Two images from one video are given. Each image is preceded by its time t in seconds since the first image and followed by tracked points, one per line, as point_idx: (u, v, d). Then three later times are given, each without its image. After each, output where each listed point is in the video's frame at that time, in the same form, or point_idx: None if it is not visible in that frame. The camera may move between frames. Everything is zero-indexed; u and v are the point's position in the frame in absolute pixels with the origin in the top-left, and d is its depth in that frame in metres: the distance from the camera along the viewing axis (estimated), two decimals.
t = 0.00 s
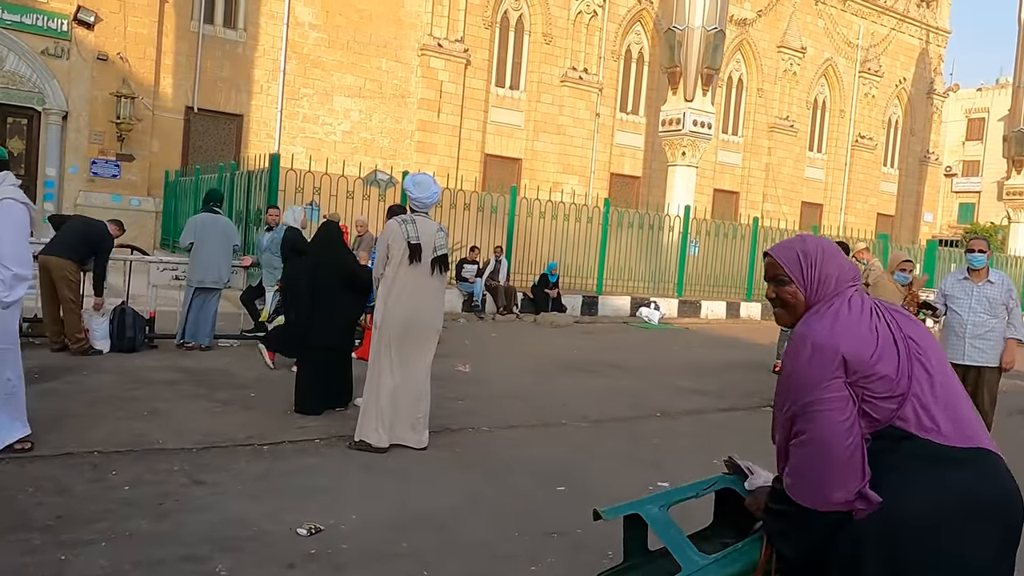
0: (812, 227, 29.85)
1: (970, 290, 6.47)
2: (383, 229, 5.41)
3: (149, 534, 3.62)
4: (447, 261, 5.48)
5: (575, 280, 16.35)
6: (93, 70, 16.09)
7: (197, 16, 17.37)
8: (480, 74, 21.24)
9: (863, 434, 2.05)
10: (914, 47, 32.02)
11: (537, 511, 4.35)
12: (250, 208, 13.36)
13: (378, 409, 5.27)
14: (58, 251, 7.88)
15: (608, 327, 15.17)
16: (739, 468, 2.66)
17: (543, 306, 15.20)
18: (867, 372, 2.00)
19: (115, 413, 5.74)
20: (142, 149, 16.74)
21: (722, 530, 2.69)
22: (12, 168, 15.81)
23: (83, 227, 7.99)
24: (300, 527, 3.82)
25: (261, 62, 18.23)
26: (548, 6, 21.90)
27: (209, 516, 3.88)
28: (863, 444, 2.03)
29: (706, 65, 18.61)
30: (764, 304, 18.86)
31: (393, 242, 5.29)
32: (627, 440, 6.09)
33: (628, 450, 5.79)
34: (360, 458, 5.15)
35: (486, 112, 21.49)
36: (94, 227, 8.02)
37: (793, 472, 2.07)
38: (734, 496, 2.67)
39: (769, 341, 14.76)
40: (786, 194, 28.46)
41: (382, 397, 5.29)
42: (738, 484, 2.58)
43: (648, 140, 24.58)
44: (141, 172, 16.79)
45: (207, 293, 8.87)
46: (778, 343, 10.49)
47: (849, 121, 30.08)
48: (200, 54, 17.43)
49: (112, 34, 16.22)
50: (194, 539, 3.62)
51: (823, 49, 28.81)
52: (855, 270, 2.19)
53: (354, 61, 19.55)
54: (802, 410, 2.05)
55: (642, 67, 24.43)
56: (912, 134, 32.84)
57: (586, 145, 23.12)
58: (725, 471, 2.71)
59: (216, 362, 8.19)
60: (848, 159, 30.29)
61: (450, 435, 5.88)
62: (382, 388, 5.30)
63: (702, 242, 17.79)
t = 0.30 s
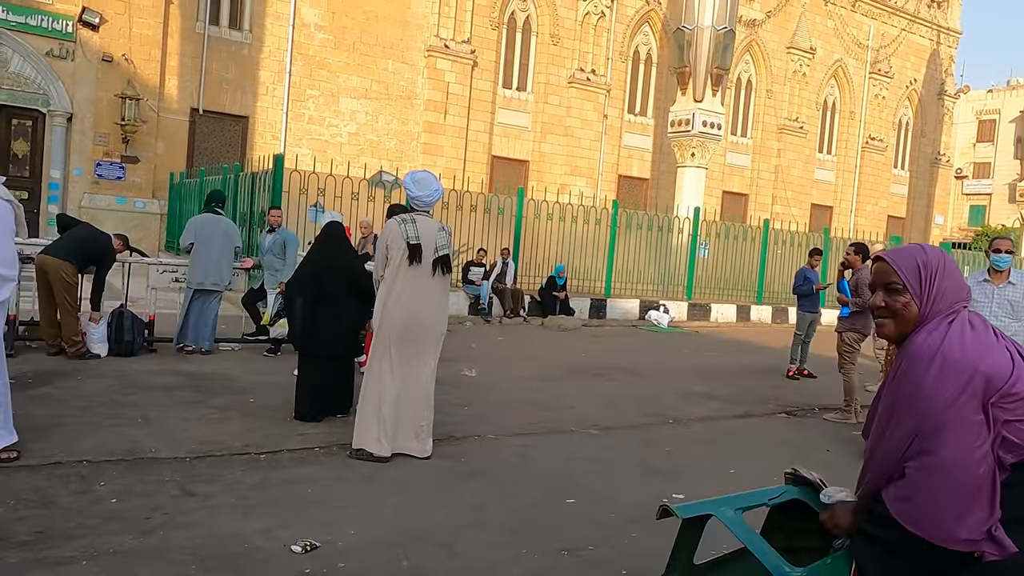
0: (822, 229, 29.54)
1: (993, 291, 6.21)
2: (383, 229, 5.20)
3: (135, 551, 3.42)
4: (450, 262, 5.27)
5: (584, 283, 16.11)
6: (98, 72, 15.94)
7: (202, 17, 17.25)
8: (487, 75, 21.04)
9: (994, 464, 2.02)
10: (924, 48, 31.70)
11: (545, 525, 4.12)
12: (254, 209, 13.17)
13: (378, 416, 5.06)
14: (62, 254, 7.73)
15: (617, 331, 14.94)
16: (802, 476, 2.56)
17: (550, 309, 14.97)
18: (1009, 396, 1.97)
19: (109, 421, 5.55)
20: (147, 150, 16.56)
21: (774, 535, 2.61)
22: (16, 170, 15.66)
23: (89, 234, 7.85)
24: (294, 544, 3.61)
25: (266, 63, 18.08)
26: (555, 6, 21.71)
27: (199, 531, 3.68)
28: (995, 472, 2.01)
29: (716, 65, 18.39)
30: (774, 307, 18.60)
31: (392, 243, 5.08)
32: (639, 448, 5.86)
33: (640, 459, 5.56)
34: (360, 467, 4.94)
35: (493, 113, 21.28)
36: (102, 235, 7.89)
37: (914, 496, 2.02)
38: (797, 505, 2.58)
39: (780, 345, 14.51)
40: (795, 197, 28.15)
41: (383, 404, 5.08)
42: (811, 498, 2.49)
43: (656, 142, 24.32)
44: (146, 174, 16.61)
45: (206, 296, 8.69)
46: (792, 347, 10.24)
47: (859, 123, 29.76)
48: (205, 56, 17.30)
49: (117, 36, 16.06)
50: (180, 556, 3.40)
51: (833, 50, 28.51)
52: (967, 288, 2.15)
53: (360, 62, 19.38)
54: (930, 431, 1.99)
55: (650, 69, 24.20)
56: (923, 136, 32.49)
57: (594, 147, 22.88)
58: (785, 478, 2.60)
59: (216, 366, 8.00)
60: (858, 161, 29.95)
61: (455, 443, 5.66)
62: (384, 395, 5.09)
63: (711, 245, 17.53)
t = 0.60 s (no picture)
0: (839, 235, 29.12)
1: None
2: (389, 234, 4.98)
3: None
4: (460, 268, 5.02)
5: (598, 289, 15.82)
6: (109, 76, 15.81)
7: (214, 21, 17.14)
8: (500, 79, 20.83)
9: None
10: (942, 51, 31.26)
11: (562, 551, 3.85)
12: (264, 214, 12.98)
13: (387, 430, 4.82)
14: (65, 257, 7.53)
15: (632, 338, 14.65)
16: (904, 497, 2.26)
17: (564, 316, 14.70)
18: None
19: (107, 434, 5.33)
20: (157, 155, 16.42)
21: (879, 571, 2.19)
22: (27, 175, 15.54)
23: (92, 238, 7.66)
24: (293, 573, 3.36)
25: (277, 67, 17.93)
26: (568, 10, 21.49)
27: (192, 558, 3.44)
28: None
29: (732, 68, 18.11)
30: (792, 314, 18.26)
31: (399, 249, 4.86)
32: (660, 465, 5.59)
33: (661, 477, 5.29)
34: (366, 486, 4.69)
35: (506, 117, 21.05)
36: (106, 240, 7.71)
37: None
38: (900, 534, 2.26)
39: (799, 352, 14.18)
40: (811, 202, 27.78)
41: (392, 418, 4.83)
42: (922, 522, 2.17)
43: (670, 146, 24.02)
44: (157, 179, 16.47)
45: (212, 302, 8.47)
46: (813, 357, 9.93)
47: (876, 127, 29.35)
48: (216, 60, 17.17)
49: (128, 40, 15.93)
50: None
51: (849, 54, 28.13)
52: None
53: (371, 66, 19.20)
54: None
55: (664, 72, 23.93)
56: (940, 140, 32.03)
57: (607, 152, 22.61)
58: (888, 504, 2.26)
59: (222, 375, 7.78)
60: (875, 166, 29.51)
61: (468, 459, 5.40)
62: (392, 408, 4.84)
63: (728, 250, 17.22)
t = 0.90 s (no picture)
0: (859, 241, 28.70)
1: None
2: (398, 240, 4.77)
3: None
4: (473, 274, 4.79)
5: (614, 296, 15.56)
6: (125, 81, 15.75)
7: (229, 26, 17.08)
8: (515, 83, 20.65)
9: None
10: (964, 55, 30.78)
11: None
12: (276, 219, 12.83)
13: (395, 445, 4.61)
14: (73, 263, 7.39)
15: (649, 345, 14.39)
16: None
17: (580, 323, 14.46)
18: None
19: (108, 446, 5.16)
20: (172, 159, 16.34)
21: None
22: (42, 180, 15.51)
23: (99, 243, 7.50)
24: None
25: (292, 72, 17.84)
26: (584, 14, 21.30)
27: None
28: None
29: (751, 71, 17.83)
30: (812, 321, 17.93)
31: (407, 256, 4.65)
32: (681, 481, 5.35)
33: (682, 494, 5.05)
34: (374, 503, 4.48)
35: (521, 122, 20.87)
36: (114, 244, 7.55)
37: None
38: None
39: (821, 361, 13.86)
40: (830, 207, 27.40)
41: (400, 432, 4.62)
42: None
43: (687, 151, 23.74)
44: (171, 184, 16.37)
45: (221, 308, 8.31)
46: (837, 366, 9.65)
47: (896, 131, 28.91)
48: (231, 64, 17.09)
49: (143, 45, 15.86)
50: None
51: (868, 58, 27.75)
52: None
53: (386, 71, 19.06)
54: None
55: (681, 77, 23.67)
56: (962, 145, 31.53)
57: (623, 157, 22.36)
58: None
59: (229, 384, 7.61)
60: (895, 171, 29.05)
61: (480, 474, 5.18)
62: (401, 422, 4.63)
63: (746, 256, 16.92)
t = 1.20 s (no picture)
0: (877, 245, 28.24)
1: None
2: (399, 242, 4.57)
3: None
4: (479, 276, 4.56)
5: (629, 300, 15.26)
6: (137, 85, 15.64)
7: (241, 30, 16.98)
8: (528, 87, 20.44)
9: None
10: (984, 56, 30.31)
11: None
12: (286, 223, 12.67)
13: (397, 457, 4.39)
14: (76, 267, 7.22)
15: (665, 351, 14.11)
16: None
17: (594, 328, 14.18)
18: None
19: (101, 457, 4.96)
20: (184, 164, 16.22)
21: None
22: (55, 185, 15.42)
23: (100, 249, 7.36)
24: None
25: (304, 76, 17.71)
26: (598, 16, 21.07)
27: None
28: None
29: (768, 72, 17.54)
30: (831, 326, 17.58)
31: (408, 257, 4.44)
32: (701, 494, 5.09)
33: (702, 508, 4.79)
34: (376, 519, 4.25)
35: (534, 125, 20.65)
36: (117, 251, 7.43)
37: None
38: None
39: (841, 367, 13.52)
40: (848, 211, 26.99)
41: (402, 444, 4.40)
42: None
43: (702, 155, 23.43)
44: (183, 189, 16.24)
45: (226, 312, 8.12)
46: (860, 373, 9.34)
47: (915, 134, 28.47)
48: (243, 68, 16.98)
49: (155, 49, 15.75)
50: None
51: (886, 59, 27.35)
52: None
53: (398, 74, 18.89)
54: None
55: (696, 80, 23.39)
56: (982, 147, 31.03)
57: (637, 160, 22.09)
58: None
59: (233, 391, 7.41)
60: (914, 173, 28.58)
61: (489, 488, 4.95)
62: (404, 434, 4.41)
63: (764, 260, 16.59)
